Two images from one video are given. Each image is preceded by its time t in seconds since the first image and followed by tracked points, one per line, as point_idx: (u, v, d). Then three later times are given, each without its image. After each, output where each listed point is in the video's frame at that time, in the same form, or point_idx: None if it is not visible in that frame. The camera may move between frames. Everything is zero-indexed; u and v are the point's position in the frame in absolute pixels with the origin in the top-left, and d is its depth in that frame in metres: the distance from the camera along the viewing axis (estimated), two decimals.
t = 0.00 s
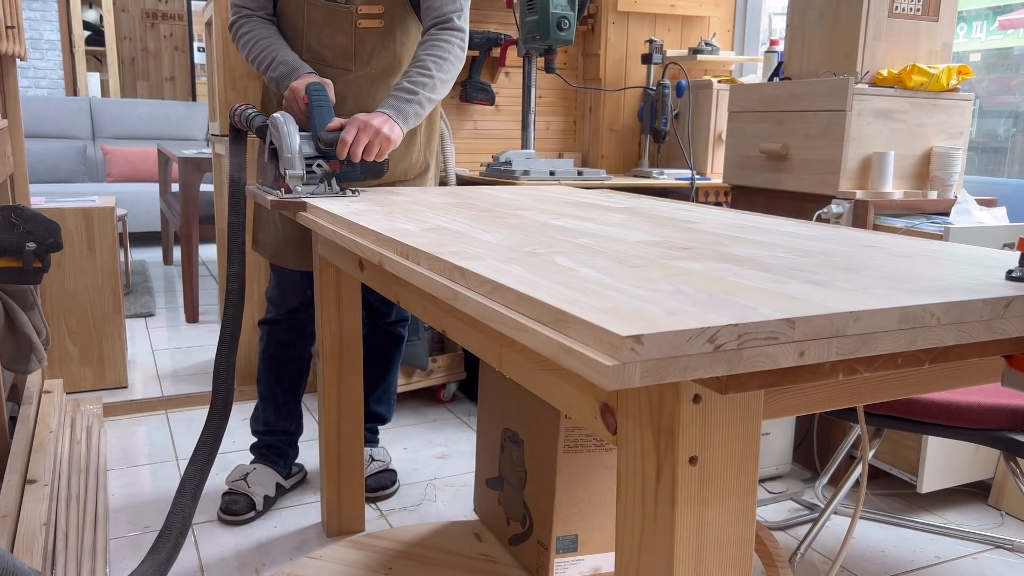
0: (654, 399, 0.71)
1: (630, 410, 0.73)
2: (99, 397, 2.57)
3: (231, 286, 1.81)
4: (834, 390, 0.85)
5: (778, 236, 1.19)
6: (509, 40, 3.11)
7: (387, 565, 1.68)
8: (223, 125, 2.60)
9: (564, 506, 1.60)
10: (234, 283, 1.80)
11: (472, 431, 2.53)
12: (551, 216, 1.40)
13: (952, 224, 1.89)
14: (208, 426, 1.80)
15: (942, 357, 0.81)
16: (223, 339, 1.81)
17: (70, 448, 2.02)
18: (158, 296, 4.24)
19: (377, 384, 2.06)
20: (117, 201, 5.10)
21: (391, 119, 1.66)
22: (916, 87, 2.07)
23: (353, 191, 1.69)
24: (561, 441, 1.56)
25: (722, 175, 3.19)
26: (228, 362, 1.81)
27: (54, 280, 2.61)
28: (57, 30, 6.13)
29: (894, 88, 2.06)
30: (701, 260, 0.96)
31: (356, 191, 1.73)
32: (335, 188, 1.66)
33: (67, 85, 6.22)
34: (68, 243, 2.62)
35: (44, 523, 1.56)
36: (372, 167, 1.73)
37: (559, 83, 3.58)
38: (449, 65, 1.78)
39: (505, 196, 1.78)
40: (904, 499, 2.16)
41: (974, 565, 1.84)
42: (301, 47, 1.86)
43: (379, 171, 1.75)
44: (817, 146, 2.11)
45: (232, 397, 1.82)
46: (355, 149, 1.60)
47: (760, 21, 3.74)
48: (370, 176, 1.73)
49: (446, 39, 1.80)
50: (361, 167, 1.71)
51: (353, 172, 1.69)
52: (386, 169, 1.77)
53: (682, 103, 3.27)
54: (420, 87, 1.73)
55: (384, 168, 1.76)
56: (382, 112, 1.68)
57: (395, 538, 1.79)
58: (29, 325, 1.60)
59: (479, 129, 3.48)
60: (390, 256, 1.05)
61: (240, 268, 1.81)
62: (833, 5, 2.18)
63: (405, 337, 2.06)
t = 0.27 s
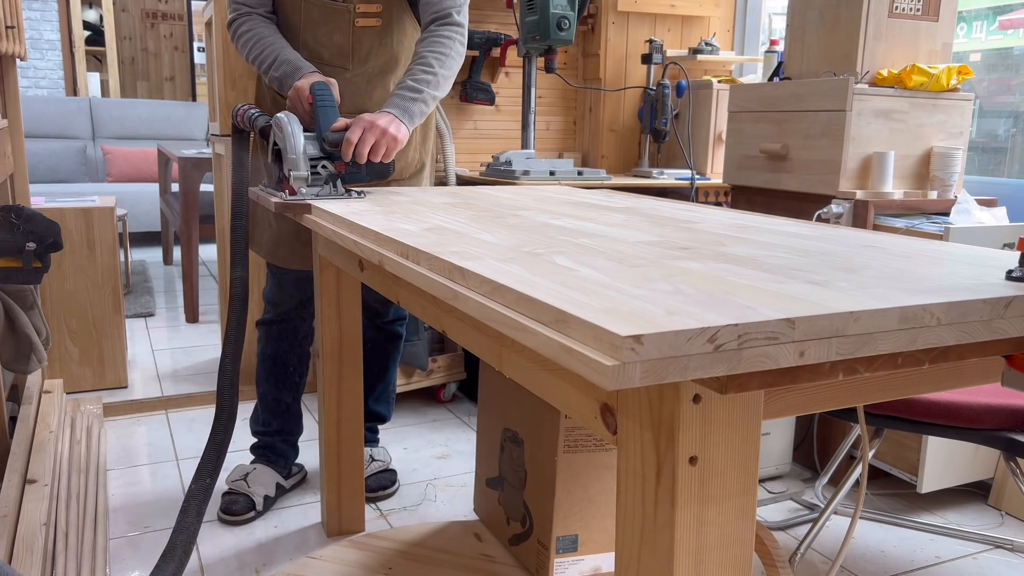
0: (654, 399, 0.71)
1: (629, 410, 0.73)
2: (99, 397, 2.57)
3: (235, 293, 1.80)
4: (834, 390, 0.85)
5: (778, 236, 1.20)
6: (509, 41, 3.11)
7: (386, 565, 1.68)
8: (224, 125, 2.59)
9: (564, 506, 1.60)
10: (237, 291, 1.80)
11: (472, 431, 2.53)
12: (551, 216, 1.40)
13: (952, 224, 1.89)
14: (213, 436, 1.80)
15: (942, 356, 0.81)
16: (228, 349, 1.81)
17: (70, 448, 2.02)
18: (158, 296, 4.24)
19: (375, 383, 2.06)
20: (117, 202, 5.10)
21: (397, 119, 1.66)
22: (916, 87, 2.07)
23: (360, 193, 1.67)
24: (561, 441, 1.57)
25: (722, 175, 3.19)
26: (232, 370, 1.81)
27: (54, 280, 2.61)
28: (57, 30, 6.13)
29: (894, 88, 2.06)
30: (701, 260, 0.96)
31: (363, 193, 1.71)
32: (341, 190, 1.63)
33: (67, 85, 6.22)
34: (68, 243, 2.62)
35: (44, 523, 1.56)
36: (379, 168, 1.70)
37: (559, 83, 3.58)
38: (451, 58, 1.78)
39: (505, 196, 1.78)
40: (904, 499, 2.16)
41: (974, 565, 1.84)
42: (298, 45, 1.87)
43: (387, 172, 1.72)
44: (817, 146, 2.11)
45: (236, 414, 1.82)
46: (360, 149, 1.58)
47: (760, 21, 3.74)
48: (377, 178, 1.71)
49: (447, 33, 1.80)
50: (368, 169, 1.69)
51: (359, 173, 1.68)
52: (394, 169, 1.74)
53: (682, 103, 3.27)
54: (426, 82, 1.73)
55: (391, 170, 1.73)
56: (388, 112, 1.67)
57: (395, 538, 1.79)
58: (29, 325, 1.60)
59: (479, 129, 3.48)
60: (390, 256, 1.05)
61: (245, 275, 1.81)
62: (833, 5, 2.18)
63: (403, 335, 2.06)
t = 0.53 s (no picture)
0: (654, 399, 0.71)
1: (629, 409, 0.73)
2: (99, 397, 2.57)
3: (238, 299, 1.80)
4: (834, 389, 0.85)
5: (778, 236, 1.20)
6: (509, 40, 3.11)
7: (386, 565, 1.68)
8: (224, 125, 2.60)
9: (564, 506, 1.60)
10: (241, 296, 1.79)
11: (472, 431, 2.53)
12: (551, 216, 1.40)
13: (952, 224, 1.89)
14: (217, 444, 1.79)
15: (942, 356, 0.81)
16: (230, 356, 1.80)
17: (70, 448, 2.02)
18: (158, 296, 4.24)
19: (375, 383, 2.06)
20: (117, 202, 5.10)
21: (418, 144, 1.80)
22: (916, 87, 2.07)
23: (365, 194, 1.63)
24: (561, 441, 1.57)
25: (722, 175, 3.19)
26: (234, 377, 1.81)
27: (54, 280, 2.61)
28: (57, 30, 6.13)
29: (894, 88, 2.06)
30: (700, 260, 0.96)
31: (368, 194, 1.67)
32: (346, 192, 1.60)
33: (67, 85, 6.22)
34: (68, 243, 2.62)
35: (44, 523, 1.56)
36: (385, 168, 1.64)
37: (559, 83, 3.58)
38: (460, 76, 1.88)
39: (505, 196, 1.78)
40: (904, 499, 2.16)
41: (974, 565, 1.84)
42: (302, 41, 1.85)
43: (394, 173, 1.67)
44: (817, 146, 2.11)
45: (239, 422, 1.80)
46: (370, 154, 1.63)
47: (760, 21, 3.74)
48: (384, 180, 1.66)
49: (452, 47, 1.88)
50: (373, 170, 1.64)
51: (364, 174, 1.63)
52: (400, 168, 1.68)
53: (682, 103, 3.26)
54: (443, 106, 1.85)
55: (399, 172, 1.69)
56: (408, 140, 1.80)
57: (395, 538, 1.79)
58: (29, 325, 1.60)
59: (479, 129, 3.48)
60: (390, 256, 1.05)
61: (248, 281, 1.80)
62: (833, 5, 2.18)
63: (402, 335, 2.06)
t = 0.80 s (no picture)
0: (654, 399, 0.70)
1: (629, 409, 0.73)
2: (99, 397, 2.57)
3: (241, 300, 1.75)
4: (834, 390, 0.85)
5: (778, 236, 1.19)
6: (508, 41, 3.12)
7: (386, 566, 1.67)
8: (223, 125, 2.59)
9: (564, 506, 1.60)
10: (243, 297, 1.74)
11: (472, 431, 2.53)
12: (552, 216, 1.40)
13: (952, 225, 1.89)
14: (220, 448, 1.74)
15: (942, 356, 0.81)
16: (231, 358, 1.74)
17: (70, 448, 2.02)
18: (158, 296, 4.24)
19: (374, 385, 2.05)
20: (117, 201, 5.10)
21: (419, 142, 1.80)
22: (916, 87, 2.07)
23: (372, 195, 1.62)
24: (561, 441, 1.57)
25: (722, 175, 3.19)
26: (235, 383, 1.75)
27: (54, 280, 2.61)
28: (57, 30, 6.13)
29: (894, 88, 2.06)
30: (700, 260, 0.96)
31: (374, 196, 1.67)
32: (352, 193, 1.58)
33: (67, 85, 6.22)
34: (67, 243, 2.62)
35: (44, 523, 1.56)
36: (392, 171, 1.66)
37: (559, 83, 3.58)
38: (461, 76, 1.88)
39: (504, 196, 1.78)
40: (904, 499, 2.16)
41: (974, 565, 1.84)
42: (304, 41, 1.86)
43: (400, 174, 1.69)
44: (817, 146, 2.11)
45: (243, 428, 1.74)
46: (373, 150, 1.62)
47: (760, 21, 3.74)
48: (389, 181, 1.67)
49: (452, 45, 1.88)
50: (379, 172, 1.64)
51: (371, 176, 1.63)
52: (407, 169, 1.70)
53: (682, 103, 3.26)
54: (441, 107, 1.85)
55: (404, 173, 1.69)
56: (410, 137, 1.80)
57: (395, 537, 1.79)
58: (29, 325, 1.60)
59: (479, 129, 3.48)
60: (390, 256, 1.05)
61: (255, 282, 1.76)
62: (833, 5, 2.18)
63: (401, 335, 2.05)
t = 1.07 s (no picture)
0: (654, 399, 0.71)
1: (629, 409, 0.73)
2: (99, 397, 2.57)
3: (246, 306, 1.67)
4: (834, 389, 0.85)
5: (778, 236, 1.19)
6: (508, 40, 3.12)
7: (386, 566, 1.67)
8: (223, 125, 2.59)
9: (564, 506, 1.60)
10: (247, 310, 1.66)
11: (472, 431, 2.53)
12: (552, 216, 1.40)
13: (952, 224, 1.89)
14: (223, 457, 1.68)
15: (942, 356, 0.81)
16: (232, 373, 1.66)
17: (70, 448, 2.02)
18: (158, 296, 4.24)
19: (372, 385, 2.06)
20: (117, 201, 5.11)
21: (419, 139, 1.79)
22: (916, 87, 2.07)
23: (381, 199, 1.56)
24: (561, 441, 1.57)
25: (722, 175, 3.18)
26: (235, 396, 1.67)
27: (54, 280, 2.61)
28: (57, 30, 6.13)
29: (894, 88, 2.06)
30: (700, 260, 0.96)
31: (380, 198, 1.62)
32: (360, 197, 1.53)
33: (67, 85, 6.22)
34: (68, 243, 2.62)
35: (44, 523, 1.56)
36: (400, 173, 1.61)
37: (559, 83, 3.58)
38: (459, 75, 1.88)
39: (504, 196, 1.78)
40: (904, 499, 2.16)
41: (974, 565, 1.84)
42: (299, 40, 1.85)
43: (409, 175, 1.63)
44: (817, 146, 2.11)
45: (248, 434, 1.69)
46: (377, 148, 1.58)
47: (760, 21, 3.74)
48: (398, 183, 1.61)
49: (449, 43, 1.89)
50: (388, 174, 1.59)
51: (378, 178, 1.58)
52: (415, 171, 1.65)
53: (682, 103, 3.26)
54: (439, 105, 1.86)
55: (415, 175, 1.63)
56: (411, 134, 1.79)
57: (395, 537, 1.79)
58: (29, 325, 1.60)
59: (479, 129, 3.48)
60: (390, 256, 1.05)
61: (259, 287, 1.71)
62: (833, 5, 2.18)
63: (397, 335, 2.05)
